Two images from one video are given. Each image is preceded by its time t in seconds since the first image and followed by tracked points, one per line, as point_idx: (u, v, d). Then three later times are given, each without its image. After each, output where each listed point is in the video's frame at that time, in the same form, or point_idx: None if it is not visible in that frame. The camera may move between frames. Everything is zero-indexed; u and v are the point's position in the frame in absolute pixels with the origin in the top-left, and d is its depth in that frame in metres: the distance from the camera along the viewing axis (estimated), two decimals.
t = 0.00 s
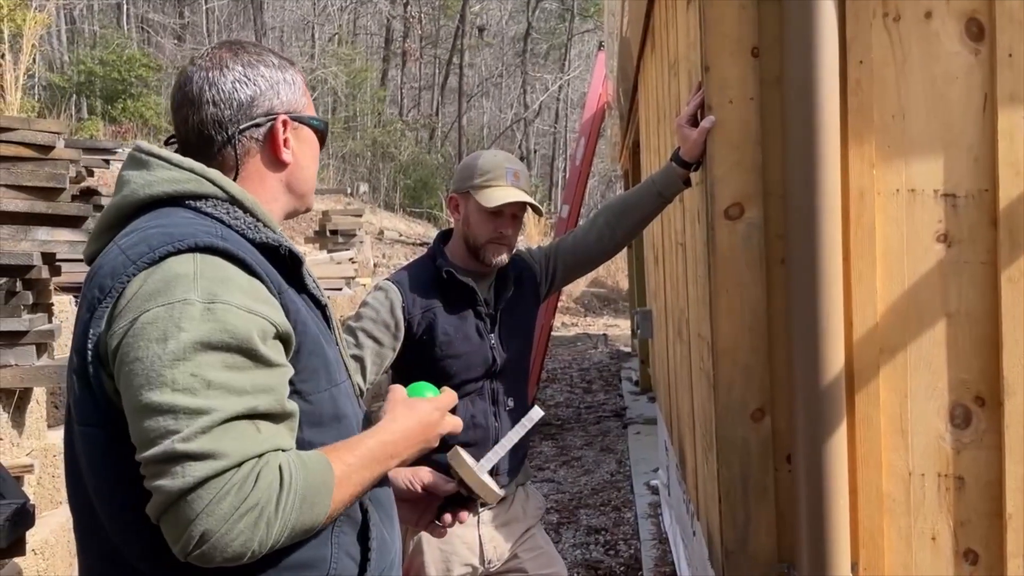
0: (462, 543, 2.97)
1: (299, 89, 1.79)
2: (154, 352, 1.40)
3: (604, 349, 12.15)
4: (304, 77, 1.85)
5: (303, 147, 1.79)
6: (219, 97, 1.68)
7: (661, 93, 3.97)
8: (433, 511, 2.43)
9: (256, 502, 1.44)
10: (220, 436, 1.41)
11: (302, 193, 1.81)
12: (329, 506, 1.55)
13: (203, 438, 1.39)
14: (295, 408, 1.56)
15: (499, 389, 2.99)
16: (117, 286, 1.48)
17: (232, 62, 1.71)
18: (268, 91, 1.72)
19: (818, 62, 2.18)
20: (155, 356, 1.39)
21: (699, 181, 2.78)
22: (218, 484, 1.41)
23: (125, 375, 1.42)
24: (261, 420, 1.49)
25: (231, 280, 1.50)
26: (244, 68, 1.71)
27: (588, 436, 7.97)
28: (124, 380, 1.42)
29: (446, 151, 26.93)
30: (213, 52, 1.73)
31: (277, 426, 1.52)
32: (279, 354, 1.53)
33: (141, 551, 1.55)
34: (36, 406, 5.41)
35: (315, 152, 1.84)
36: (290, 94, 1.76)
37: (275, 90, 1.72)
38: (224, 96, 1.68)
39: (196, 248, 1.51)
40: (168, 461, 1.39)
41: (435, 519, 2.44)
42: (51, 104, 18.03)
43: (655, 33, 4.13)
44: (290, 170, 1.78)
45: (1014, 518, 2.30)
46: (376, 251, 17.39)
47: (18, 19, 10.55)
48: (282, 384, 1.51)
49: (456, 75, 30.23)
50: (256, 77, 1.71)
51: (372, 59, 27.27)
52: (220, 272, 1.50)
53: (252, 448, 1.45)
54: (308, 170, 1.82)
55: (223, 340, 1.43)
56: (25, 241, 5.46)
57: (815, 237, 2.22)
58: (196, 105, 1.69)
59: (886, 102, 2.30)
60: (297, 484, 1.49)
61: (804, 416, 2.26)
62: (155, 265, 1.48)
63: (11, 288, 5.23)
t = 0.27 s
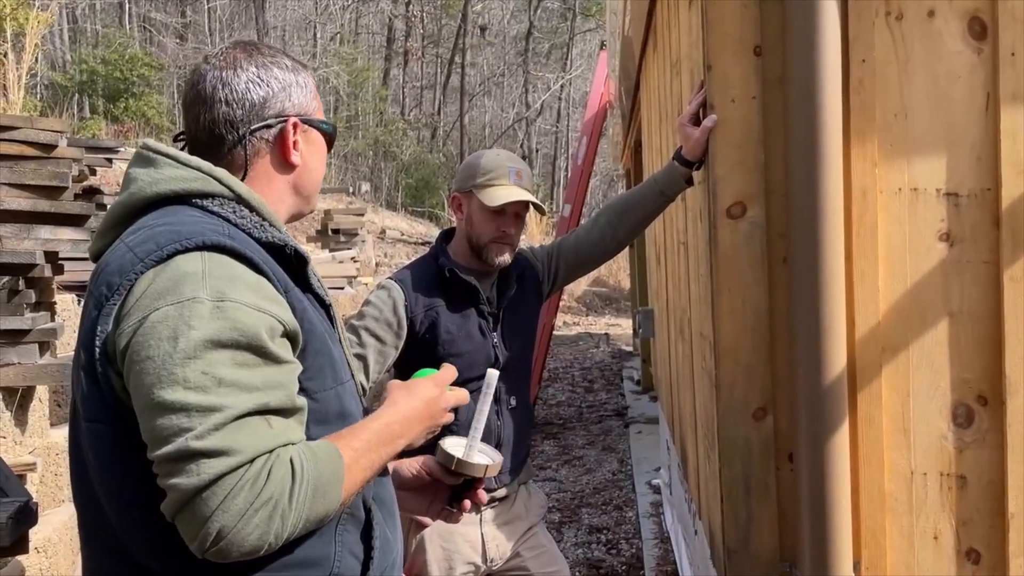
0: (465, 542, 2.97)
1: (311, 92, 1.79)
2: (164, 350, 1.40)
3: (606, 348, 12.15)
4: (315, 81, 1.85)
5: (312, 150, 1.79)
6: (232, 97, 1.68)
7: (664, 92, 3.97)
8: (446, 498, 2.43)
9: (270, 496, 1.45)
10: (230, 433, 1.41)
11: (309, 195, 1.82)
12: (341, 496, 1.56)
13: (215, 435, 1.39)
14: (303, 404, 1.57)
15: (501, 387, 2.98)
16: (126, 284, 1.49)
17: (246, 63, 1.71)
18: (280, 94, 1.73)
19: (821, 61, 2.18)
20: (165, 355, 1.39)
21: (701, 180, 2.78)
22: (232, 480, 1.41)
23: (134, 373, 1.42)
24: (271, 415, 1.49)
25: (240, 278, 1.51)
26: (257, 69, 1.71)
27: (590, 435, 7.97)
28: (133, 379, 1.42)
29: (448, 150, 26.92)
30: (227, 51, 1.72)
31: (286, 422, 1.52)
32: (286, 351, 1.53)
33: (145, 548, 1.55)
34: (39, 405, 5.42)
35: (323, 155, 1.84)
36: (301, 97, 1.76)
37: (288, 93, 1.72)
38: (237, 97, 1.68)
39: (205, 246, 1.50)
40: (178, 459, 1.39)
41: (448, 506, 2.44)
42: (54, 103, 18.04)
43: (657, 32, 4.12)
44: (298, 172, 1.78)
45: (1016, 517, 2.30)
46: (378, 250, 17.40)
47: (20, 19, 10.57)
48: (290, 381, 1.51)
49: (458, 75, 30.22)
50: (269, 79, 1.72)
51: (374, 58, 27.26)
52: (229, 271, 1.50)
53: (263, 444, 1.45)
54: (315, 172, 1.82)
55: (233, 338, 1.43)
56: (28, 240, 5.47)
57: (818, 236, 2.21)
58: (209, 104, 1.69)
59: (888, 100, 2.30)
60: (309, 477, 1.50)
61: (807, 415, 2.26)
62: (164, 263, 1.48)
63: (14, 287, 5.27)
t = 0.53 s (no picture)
0: (468, 539, 2.97)
1: (319, 91, 1.79)
2: (172, 345, 1.40)
3: (608, 347, 12.14)
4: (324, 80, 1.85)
5: (320, 149, 1.80)
6: (240, 94, 1.68)
7: (666, 90, 3.97)
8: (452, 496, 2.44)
9: (275, 491, 1.45)
10: (237, 428, 1.42)
11: (316, 193, 1.82)
12: (345, 493, 1.56)
13: (222, 430, 1.40)
14: (309, 400, 1.57)
15: (504, 385, 2.98)
16: (134, 279, 1.49)
17: (255, 62, 1.71)
18: (289, 92, 1.73)
19: (824, 58, 2.18)
20: (173, 350, 1.39)
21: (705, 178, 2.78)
22: (237, 475, 1.42)
23: (142, 368, 1.42)
24: (278, 411, 1.49)
25: (247, 274, 1.51)
26: (266, 68, 1.71)
27: (591, 433, 7.98)
28: (140, 374, 1.42)
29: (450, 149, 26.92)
30: (237, 49, 1.73)
31: (293, 417, 1.53)
32: (293, 347, 1.54)
33: (150, 542, 1.55)
34: (43, 402, 5.43)
35: (330, 154, 1.84)
36: (309, 96, 1.76)
37: (296, 91, 1.72)
38: (245, 95, 1.69)
39: (212, 242, 1.51)
40: (185, 453, 1.39)
41: (455, 500, 2.42)
42: (56, 101, 18.08)
43: (660, 30, 4.13)
44: (305, 171, 1.79)
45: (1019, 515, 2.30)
46: (380, 249, 17.41)
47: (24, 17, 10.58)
48: (297, 377, 1.51)
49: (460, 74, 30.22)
50: (278, 77, 1.72)
51: (376, 57, 27.27)
52: (237, 267, 1.50)
53: (269, 440, 1.46)
54: (322, 170, 1.83)
55: (240, 334, 1.44)
56: (32, 238, 5.48)
57: (822, 233, 2.21)
58: (216, 102, 1.69)
59: (891, 98, 2.29)
60: (314, 473, 1.50)
61: (810, 412, 2.26)
62: (171, 259, 1.49)
63: (18, 283, 5.30)
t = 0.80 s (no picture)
0: (470, 537, 2.97)
1: (322, 92, 1.79)
2: (174, 343, 1.40)
3: (610, 346, 12.14)
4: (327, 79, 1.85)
5: (321, 150, 1.80)
6: (242, 95, 1.68)
7: (668, 88, 3.97)
8: (454, 496, 2.47)
9: (278, 488, 1.45)
10: (240, 425, 1.42)
11: (317, 194, 1.82)
12: (347, 490, 1.56)
13: (226, 427, 1.40)
14: (313, 396, 1.57)
15: (506, 383, 2.98)
16: (135, 278, 1.49)
17: (258, 63, 1.71)
18: (291, 93, 1.73)
19: (827, 56, 2.19)
20: (175, 348, 1.40)
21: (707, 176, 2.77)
22: (241, 471, 1.42)
23: (144, 367, 1.42)
24: (282, 407, 1.50)
25: (249, 271, 1.51)
26: (269, 68, 1.71)
27: (593, 432, 7.98)
28: (142, 372, 1.43)
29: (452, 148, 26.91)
30: (240, 49, 1.73)
31: (296, 414, 1.53)
32: (295, 344, 1.54)
33: (153, 539, 1.56)
34: (46, 400, 5.45)
35: (332, 156, 1.84)
36: (312, 96, 1.76)
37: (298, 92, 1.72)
38: (248, 95, 1.69)
39: (212, 240, 1.51)
40: (188, 451, 1.40)
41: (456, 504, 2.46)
42: (59, 100, 18.11)
43: (662, 28, 4.12)
44: (306, 172, 1.79)
45: (1022, 514, 2.29)
46: (382, 248, 17.42)
47: (27, 16, 10.59)
48: (300, 373, 1.52)
49: (462, 72, 30.21)
50: (280, 78, 1.72)
51: (378, 56, 27.28)
52: (238, 264, 1.50)
53: (273, 436, 1.46)
54: (323, 171, 1.83)
55: (242, 330, 1.44)
56: (35, 236, 5.49)
57: (825, 232, 2.22)
58: (218, 102, 1.70)
59: (894, 96, 2.29)
60: (317, 470, 1.50)
61: (811, 409, 2.26)
62: (172, 257, 1.49)
63: (22, 281, 5.28)
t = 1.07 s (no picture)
0: (473, 535, 2.98)
1: (332, 103, 1.80)
2: (172, 340, 1.40)
3: (612, 344, 12.14)
4: (346, 95, 1.86)
5: (320, 159, 1.78)
6: (245, 86, 1.71)
7: (671, 86, 3.96)
8: (466, 502, 2.43)
9: (289, 479, 1.46)
10: (245, 420, 1.42)
11: (311, 203, 1.80)
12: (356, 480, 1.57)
13: (230, 421, 1.40)
14: (316, 389, 1.58)
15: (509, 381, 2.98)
16: (132, 275, 1.49)
17: (269, 60, 1.74)
18: (295, 94, 1.73)
19: (830, 56, 2.19)
20: (174, 344, 1.40)
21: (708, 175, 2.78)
22: (250, 463, 1.42)
23: (143, 365, 1.42)
24: (285, 401, 1.50)
25: (247, 266, 1.51)
26: (276, 67, 1.73)
27: (596, 431, 7.98)
28: (142, 371, 1.43)
29: (454, 146, 26.90)
30: (260, 49, 1.77)
31: (301, 406, 1.54)
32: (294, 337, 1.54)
33: (154, 536, 1.56)
34: (50, 398, 5.46)
35: (334, 171, 1.82)
36: (317, 103, 1.76)
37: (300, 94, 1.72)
38: (248, 88, 1.71)
39: (207, 236, 1.51)
40: (194, 446, 1.40)
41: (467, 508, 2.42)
42: (60, 99, 18.13)
43: (665, 26, 4.12)
44: (300, 177, 1.77)
45: None
46: (384, 246, 17.42)
47: (31, 14, 10.59)
48: (300, 367, 1.52)
49: (464, 71, 30.20)
50: (286, 78, 1.73)
51: (380, 55, 27.26)
52: (236, 259, 1.51)
53: (280, 427, 1.47)
54: (322, 182, 1.81)
55: (241, 325, 1.44)
56: (39, 234, 5.50)
57: (828, 230, 2.22)
58: (225, 92, 1.74)
59: (897, 95, 2.29)
60: (324, 461, 1.51)
61: (814, 406, 2.26)
62: (168, 254, 1.49)
63: (26, 279, 5.28)
